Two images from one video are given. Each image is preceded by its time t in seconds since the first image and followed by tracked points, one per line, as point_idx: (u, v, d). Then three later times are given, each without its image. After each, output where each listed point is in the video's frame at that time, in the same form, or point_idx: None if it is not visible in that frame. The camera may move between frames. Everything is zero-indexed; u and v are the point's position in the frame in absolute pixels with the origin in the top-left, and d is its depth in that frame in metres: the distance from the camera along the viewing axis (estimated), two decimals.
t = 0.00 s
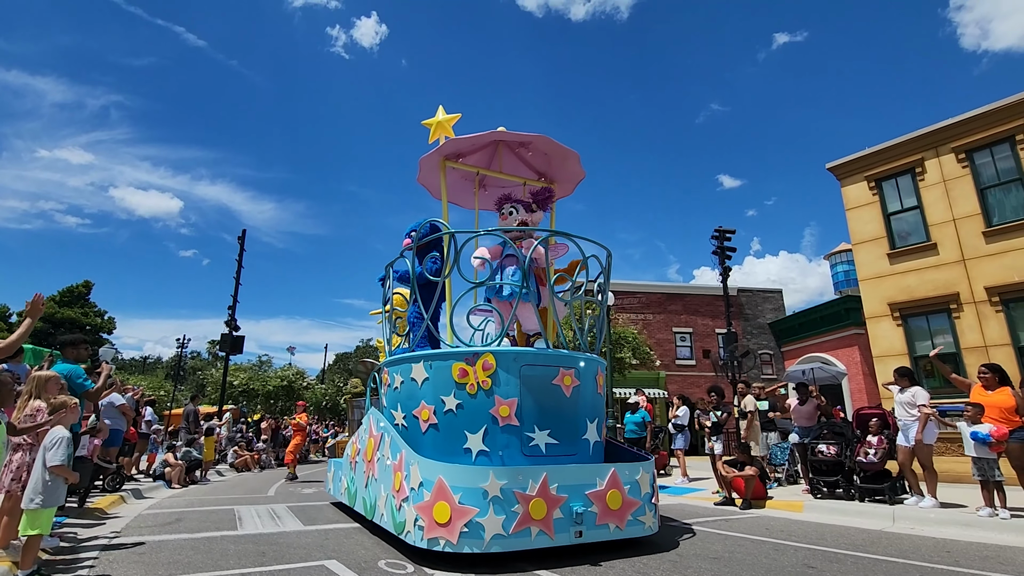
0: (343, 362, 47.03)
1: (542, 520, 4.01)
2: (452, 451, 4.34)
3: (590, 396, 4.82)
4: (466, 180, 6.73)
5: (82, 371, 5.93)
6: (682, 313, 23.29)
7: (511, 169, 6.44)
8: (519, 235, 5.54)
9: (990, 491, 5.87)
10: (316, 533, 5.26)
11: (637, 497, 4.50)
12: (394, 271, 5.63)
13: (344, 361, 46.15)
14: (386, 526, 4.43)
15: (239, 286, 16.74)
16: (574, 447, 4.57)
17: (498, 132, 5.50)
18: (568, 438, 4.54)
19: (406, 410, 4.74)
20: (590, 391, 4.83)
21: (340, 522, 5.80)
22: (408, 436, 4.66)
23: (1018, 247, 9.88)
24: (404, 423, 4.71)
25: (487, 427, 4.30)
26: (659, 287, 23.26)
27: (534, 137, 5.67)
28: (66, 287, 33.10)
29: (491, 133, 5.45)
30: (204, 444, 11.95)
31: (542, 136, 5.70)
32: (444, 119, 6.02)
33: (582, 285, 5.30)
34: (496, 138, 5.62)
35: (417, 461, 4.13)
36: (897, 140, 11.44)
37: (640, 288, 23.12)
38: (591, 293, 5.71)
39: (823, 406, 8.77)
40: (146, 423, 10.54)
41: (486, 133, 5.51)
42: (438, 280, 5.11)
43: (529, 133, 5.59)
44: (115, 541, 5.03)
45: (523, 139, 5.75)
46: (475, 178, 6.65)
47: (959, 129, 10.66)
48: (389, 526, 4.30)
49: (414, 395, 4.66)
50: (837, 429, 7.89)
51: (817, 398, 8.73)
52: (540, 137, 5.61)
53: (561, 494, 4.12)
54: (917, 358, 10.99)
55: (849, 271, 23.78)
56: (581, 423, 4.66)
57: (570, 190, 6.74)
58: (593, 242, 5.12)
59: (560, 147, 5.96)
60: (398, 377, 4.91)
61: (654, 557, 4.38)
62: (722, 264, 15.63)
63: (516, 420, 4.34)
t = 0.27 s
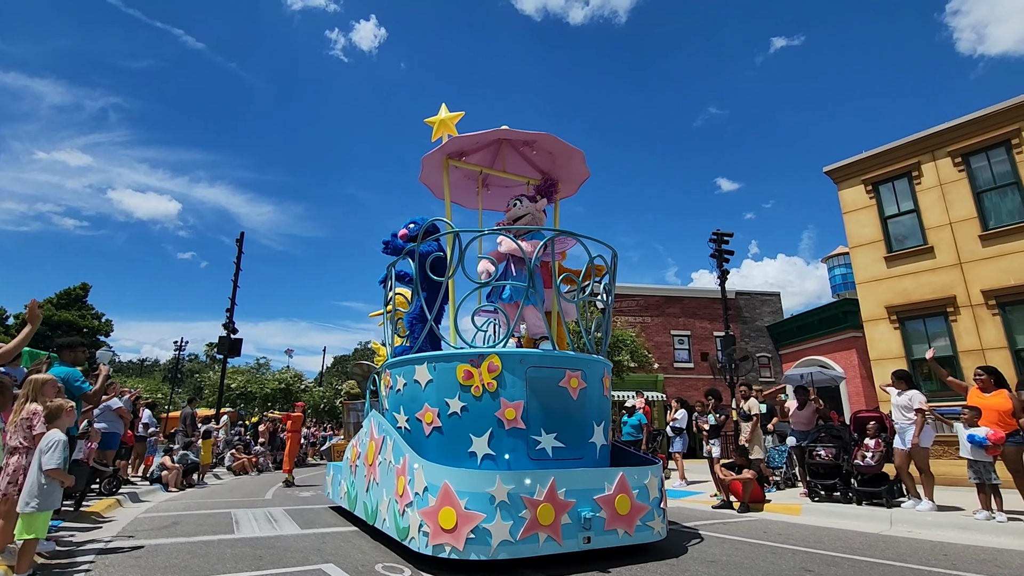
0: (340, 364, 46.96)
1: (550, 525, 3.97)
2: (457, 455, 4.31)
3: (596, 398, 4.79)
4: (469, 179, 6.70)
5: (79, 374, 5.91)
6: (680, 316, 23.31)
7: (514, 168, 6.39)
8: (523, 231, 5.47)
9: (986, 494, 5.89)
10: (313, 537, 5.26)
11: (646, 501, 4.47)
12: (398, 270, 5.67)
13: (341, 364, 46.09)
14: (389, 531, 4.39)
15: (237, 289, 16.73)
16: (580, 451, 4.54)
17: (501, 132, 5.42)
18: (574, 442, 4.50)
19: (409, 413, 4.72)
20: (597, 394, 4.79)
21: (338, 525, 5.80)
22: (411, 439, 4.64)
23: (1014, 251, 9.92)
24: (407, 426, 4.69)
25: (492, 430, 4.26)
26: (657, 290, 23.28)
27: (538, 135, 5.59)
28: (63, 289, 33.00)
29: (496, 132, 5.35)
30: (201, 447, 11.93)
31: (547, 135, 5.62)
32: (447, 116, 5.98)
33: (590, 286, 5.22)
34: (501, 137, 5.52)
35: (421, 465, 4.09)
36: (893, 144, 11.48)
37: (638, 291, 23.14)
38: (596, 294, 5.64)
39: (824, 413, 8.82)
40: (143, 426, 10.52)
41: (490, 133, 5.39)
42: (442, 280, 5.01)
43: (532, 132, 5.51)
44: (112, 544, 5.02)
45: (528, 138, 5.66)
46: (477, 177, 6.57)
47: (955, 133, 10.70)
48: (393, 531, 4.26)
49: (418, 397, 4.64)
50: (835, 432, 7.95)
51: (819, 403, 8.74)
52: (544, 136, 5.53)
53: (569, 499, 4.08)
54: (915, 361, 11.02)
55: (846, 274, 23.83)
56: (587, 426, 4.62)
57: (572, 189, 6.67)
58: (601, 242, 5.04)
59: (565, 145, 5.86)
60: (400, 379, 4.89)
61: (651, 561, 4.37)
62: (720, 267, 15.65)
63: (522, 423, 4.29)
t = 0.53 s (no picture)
0: (338, 367, 46.92)
1: (559, 531, 3.92)
2: (462, 459, 4.24)
3: (603, 400, 4.73)
4: (472, 178, 6.69)
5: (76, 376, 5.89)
6: (678, 319, 23.33)
7: (518, 167, 6.38)
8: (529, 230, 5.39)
9: (984, 497, 5.91)
10: (310, 540, 5.25)
11: (656, 506, 4.45)
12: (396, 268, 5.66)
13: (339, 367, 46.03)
14: (391, 537, 4.38)
15: (235, 291, 16.71)
16: (588, 455, 4.47)
17: (506, 129, 5.40)
18: (582, 445, 4.44)
19: (413, 415, 4.65)
20: (604, 396, 4.74)
21: (336, 529, 5.79)
22: (414, 442, 4.57)
23: (1010, 254, 9.96)
24: (410, 429, 4.63)
25: (499, 433, 4.19)
26: (655, 292, 23.31)
27: (543, 133, 5.58)
28: (60, 292, 32.95)
29: (501, 130, 5.33)
30: (199, 450, 11.90)
31: (552, 134, 5.60)
32: (450, 114, 5.94)
33: (596, 286, 5.14)
34: (505, 135, 5.51)
35: (426, 469, 4.06)
36: (890, 148, 11.53)
37: (636, 293, 23.16)
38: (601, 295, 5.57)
39: (820, 415, 8.79)
40: (140, 428, 10.50)
41: (495, 129, 5.37)
42: (445, 280, 4.90)
43: (538, 130, 5.50)
44: (108, 548, 5.00)
45: (532, 136, 5.65)
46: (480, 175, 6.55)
47: (952, 137, 10.74)
48: (396, 537, 4.23)
49: (422, 400, 4.58)
50: (833, 436, 7.94)
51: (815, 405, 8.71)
52: (550, 134, 5.52)
53: (578, 504, 4.04)
54: (913, 364, 11.04)
55: (844, 277, 23.89)
56: (595, 430, 4.56)
57: (576, 190, 6.65)
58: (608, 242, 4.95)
59: (571, 143, 5.84)
60: (403, 381, 4.82)
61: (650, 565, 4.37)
62: (718, 270, 15.64)
63: (529, 426, 4.23)
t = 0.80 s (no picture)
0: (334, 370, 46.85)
1: (568, 537, 3.84)
2: (468, 463, 4.18)
3: (611, 402, 4.67)
4: (475, 176, 6.66)
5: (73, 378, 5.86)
6: (677, 322, 23.35)
7: (522, 165, 6.35)
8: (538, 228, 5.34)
9: (982, 500, 5.93)
10: (307, 544, 5.23)
11: (666, 510, 4.36)
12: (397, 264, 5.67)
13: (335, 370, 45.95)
14: (394, 542, 4.33)
15: (233, 294, 16.68)
16: (596, 458, 4.41)
17: (511, 127, 5.37)
18: (590, 449, 4.39)
19: (416, 417, 4.60)
20: (612, 398, 4.68)
21: (333, 532, 5.77)
22: (418, 445, 4.52)
23: (1007, 257, 9.99)
24: (414, 432, 4.58)
25: (506, 436, 4.14)
26: (653, 295, 23.34)
27: (549, 131, 5.56)
28: (57, 294, 32.88)
29: (506, 126, 5.29)
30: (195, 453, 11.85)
31: (557, 131, 5.58)
32: (453, 111, 5.93)
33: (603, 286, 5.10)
34: (510, 132, 5.47)
35: (431, 473, 4.00)
36: (886, 152, 11.58)
37: (635, 296, 23.18)
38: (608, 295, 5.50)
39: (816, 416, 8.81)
40: (137, 431, 10.45)
41: (500, 126, 5.35)
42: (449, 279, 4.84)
43: (544, 127, 5.48)
44: (103, 552, 4.97)
45: (538, 134, 5.61)
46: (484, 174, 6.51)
47: (948, 141, 10.78)
48: (400, 543, 4.18)
49: (426, 401, 4.52)
50: (830, 439, 7.97)
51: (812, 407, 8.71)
52: (555, 131, 5.50)
53: (588, 508, 3.96)
54: (910, 367, 11.05)
55: (842, 280, 23.95)
56: (603, 432, 4.50)
57: (580, 189, 6.61)
58: (616, 241, 4.90)
59: (576, 141, 5.82)
60: (407, 382, 4.77)
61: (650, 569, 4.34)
62: (716, 273, 15.66)
63: (536, 429, 4.18)
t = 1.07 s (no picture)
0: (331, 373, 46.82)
1: (578, 543, 3.69)
2: (474, 467, 4.02)
3: (618, 405, 4.52)
4: (478, 176, 6.61)
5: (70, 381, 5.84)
6: (674, 325, 23.38)
7: (525, 164, 6.31)
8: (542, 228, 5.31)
9: (978, 504, 5.95)
10: (304, 548, 5.21)
11: (676, 515, 4.21)
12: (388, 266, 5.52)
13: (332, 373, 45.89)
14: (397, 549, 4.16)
15: (230, 296, 16.66)
16: (604, 462, 4.27)
17: (517, 124, 5.33)
18: (598, 453, 4.24)
19: (420, 420, 4.44)
20: (619, 400, 4.53)
21: (330, 536, 5.75)
22: (422, 449, 4.36)
23: (1002, 261, 10.03)
24: (417, 436, 4.42)
25: (512, 439, 3.98)
26: (651, 298, 23.38)
27: (554, 129, 5.54)
28: (54, 297, 32.83)
29: (511, 124, 5.26)
30: (192, 456, 11.82)
31: (563, 129, 5.56)
32: (457, 110, 5.93)
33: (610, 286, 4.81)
34: (515, 130, 5.43)
35: (437, 477, 3.81)
36: (881, 156, 11.64)
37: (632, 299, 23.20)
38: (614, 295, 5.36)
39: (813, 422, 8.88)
40: (133, 434, 10.45)
41: (505, 124, 5.30)
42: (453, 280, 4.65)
43: (549, 124, 5.45)
44: (98, 556, 4.94)
45: (543, 132, 5.59)
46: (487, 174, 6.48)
47: (944, 145, 10.83)
48: (404, 551, 4.01)
49: (429, 404, 4.36)
50: (826, 442, 7.97)
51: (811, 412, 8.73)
52: (561, 128, 5.48)
53: (597, 514, 3.81)
54: (906, 370, 11.07)
55: (838, 283, 24.04)
56: (610, 435, 4.36)
57: (584, 190, 6.59)
58: (622, 241, 4.75)
59: (581, 140, 5.80)
60: (410, 385, 4.60)
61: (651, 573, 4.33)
62: (713, 276, 15.70)
63: (544, 432, 4.02)
